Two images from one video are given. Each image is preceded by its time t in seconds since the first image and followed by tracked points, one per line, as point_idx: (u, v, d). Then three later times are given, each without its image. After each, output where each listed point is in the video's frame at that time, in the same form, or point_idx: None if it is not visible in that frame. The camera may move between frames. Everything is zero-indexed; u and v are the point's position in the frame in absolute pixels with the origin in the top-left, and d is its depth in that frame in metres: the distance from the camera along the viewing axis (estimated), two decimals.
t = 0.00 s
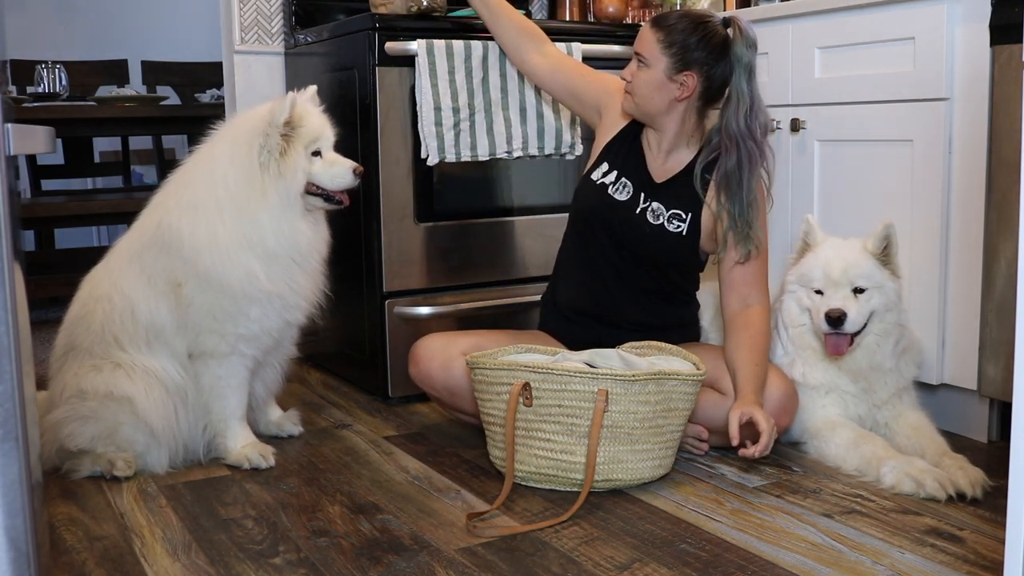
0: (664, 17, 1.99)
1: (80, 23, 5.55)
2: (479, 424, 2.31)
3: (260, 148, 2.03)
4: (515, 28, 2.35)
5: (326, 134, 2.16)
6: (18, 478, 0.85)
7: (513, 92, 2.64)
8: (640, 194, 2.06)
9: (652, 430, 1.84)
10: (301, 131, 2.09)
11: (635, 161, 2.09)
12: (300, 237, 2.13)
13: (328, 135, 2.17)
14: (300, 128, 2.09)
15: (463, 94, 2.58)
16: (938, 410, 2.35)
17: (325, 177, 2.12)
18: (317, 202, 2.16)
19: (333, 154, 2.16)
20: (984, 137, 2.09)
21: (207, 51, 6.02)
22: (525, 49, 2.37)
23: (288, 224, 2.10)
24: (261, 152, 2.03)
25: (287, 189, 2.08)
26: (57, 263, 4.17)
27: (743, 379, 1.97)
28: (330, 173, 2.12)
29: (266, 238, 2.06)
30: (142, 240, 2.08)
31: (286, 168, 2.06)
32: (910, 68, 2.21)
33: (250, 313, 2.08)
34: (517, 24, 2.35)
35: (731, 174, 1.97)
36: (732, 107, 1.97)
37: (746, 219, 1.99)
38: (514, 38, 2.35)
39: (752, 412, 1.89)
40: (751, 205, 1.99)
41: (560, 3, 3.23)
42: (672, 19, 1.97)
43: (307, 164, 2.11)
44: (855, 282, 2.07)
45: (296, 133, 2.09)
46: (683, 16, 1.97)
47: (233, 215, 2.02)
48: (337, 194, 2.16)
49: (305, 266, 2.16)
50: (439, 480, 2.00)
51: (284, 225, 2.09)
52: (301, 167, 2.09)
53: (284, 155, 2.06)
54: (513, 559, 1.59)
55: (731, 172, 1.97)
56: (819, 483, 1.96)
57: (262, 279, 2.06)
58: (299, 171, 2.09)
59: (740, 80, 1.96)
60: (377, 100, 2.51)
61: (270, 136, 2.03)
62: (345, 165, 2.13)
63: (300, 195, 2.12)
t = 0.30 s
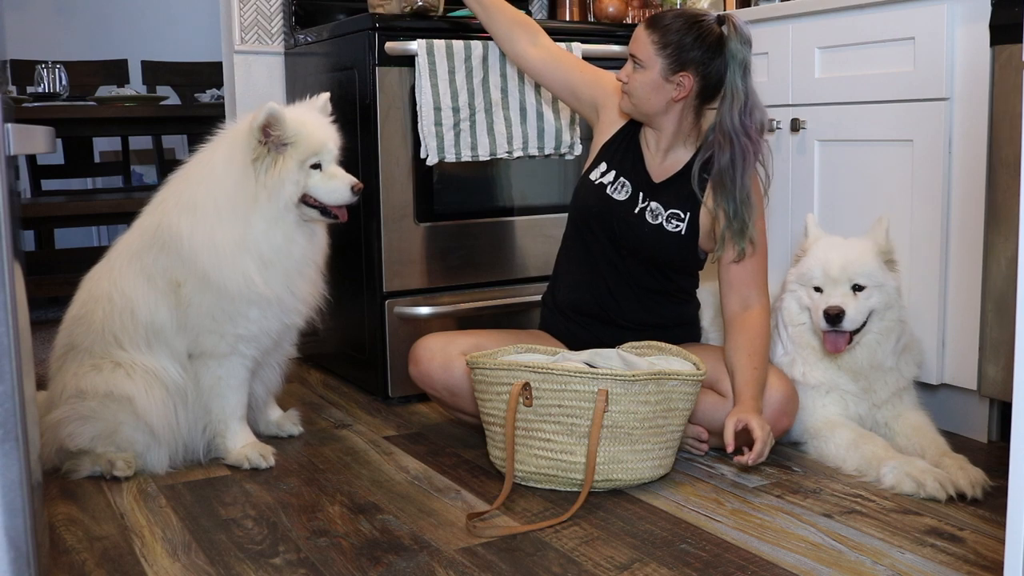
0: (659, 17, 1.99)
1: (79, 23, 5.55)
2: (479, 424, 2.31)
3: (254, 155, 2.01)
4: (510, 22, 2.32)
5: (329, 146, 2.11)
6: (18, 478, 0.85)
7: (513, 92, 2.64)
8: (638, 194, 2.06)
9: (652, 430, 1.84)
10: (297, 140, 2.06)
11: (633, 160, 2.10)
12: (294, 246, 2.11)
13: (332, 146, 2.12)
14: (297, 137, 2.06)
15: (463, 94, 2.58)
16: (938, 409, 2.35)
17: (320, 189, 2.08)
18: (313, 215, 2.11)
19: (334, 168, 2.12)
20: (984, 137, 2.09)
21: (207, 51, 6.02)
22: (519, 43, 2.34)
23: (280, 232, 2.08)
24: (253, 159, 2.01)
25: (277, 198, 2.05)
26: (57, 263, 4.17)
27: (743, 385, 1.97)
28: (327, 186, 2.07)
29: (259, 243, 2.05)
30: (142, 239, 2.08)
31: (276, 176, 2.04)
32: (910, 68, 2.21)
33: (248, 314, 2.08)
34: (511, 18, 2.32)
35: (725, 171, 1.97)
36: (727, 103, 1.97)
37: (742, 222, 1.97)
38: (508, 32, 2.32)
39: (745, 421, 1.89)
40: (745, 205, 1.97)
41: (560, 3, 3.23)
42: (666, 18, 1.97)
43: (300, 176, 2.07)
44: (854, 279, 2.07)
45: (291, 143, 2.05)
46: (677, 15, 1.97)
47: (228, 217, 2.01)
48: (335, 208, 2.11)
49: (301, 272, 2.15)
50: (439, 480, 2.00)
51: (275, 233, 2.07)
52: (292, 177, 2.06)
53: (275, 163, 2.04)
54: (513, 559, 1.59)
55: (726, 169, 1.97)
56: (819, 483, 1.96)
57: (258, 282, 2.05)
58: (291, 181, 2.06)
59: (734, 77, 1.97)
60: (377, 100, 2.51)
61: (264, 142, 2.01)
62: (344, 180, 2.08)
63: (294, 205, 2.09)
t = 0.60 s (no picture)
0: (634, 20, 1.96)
1: (79, 23, 5.55)
2: (479, 424, 2.31)
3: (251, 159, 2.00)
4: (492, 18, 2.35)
5: (327, 153, 2.09)
6: (18, 478, 0.85)
7: (512, 91, 2.63)
8: (628, 189, 2.06)
9: (652, 430, 1.84)
10: (292, 147, 2.04)
11: (621, 156, 2.09)
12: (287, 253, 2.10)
13: (331, 155, 2.10)
14: (292, 144, 2.04)
15: (463, 93, 2.58)
16: (938, 410, 2.35)
17: (316, 198, 2.06)
18: (307, 221, 2.11)
19: (331, 178, 2.10)
20: (984, 137, 2.09)
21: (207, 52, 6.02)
22: (504, 40, 2.36)
23: (272, 239, 2.06)
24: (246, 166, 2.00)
25: (268, 205, 2.03)
26: (57, 263, 4.17)
27: (743, 382, 1.97)
28: (321, 194, 2.06)
29: (253, 248, 2.04)
30: (141, 240, 2.09)
31: (271, 182, 2.02)
32: (910, 68, 2.21)
33: (247, 315, 2.08)
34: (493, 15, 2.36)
35: (709, 159, 1.98)
36: (709, 93, 1.96)
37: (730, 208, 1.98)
38: (493, 29, 2.35)
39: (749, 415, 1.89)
40: (732, 189, 1.99)
41: (560, 3, 3.23)
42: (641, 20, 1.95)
43: (294, 183, 2.06)
44: (851, 276, 2.07)
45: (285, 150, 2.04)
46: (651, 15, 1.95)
47: (224, 219, 2.01)
48: (329, 218, 2.10)
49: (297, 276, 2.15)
50: (439, 480, 2.00)
51: (266, 239, 2.05)
52: (285, 184, 2.04)
53: (270, 168, 2.03)
54: (513, 559, 1.59)
55: (709, 156, 1.98)
56: (819, 483, 1.96)
57: (256, 284, 2.05)
58: (282, 190, 2.04)
59: (715, 66, 1.95)
60: (377, 100, 2.51)
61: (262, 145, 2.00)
62: (337, 190, 2.07)
63: (288, 211, 2.08)
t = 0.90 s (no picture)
0: (632, 43, 1.84)
1: (79, 23, 5.56)
2: (479, 424, 2.31)
3: (254, 164, 1.99)
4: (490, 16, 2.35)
5: (329, 154, 2.12)
6: (18, 478, 0.85)
7: (511, 90, 2.63)
8: (629, 190, 2.06)
9: (652, 430, 1.84)
10: (300, 151, 2.06)
11: (621, 155, 2.08)
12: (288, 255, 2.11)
13: (332, 157, 2.13)
14: (299, 147, 2.06)
15: (463, 93, 2.57)
16: (938, 410, 2.35)
17: (320, 199, 2.09)
18: (310, 222, 2.12)
19: (333, 176, 2.13)
20: (984, 138, 2.09)
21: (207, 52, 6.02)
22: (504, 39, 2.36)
23: (275, 242, 2.07)
24: (254, 168, 2.00)
25: (275, 208, 2.04)
26: (57, 263, 4.17)
27: (744, 378, 1.96)
28: (326, 195, 2.09)
29: (254, 250, 2.04)
30: (140, 240, 2.09)
31: (278, 187, 2.03)
32: (910, 69, 2.21)
33: (246, 316, 2.08)
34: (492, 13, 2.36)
35: (690, 143, 1.99)
36: (699, 85, 1.93)
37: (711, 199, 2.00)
38: (493, 27, 2.35)
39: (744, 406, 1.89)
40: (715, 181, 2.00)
41: (560, 3, 3.23)
42: (640, 42, 1.84)
43: (301, 184, 2.07)
44: (848, 275, 2.07)
45: (293, 153, 2.05)
46: (646, 34, 1.84)
47: (222, 222, 2.01)
48: (332, 217, 2.12)
49: (296, 279, 2.15)
50: (439, 480, 2.00)
51: (268, 241, 2.05)
52: (293, 187, 2.05)
53: (276, 173, 2.03)
54: (513, 559, 1.59)
55: (689, 141, 1.99)
56: (819, 483, 1.96)
57: (254, 286, 2.05)
58: (290, 192, 2.05)
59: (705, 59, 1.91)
60: (377, 100, 2.52)
61: (266, 151, 2.00)
62: (340, 190, 2.10)
63: (293, 214, 2.09)
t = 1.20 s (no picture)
0: (653, 55, 1.82)
1: (79, 23, 5.55)
2: (479, 423, 2.31)
3: (258, 154, 2.02)
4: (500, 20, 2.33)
5: (325, 142, 2.15)
6: (18, 478, 0.85)
7: (512, 92, 2.64)
8: (640, 196, 2.05)
9: (652, 430, 1.84)
10: (300, 140, 2.09)
11: (633, 160, 2.07)
12: (298, 247, 2.12)
13: (328, 143, 2.17)
14: (300, 136, 2.09)
15: (462, 93, 2.58)
16: (938, 410, 2.35)
17: (325, 186, 2.12)
18: (315, 210, 2.16)
19: (332, 160, 2.17)
20: (984, 137, 2.09)
21: (207, 52, 6.02)
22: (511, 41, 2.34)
23: (284, 233, 2.08)
24: (259, 159, 2.02)
25: (285, 197, 2.07)
26: (57, 263, 4.17)
27: (745, 379, 1.97)
28: (330, 181, 2.12)
29: (262, 244, 2.05)
30: (139, 241, 2.09)
31: (288, 175, 2.06)
32: (910, 69, 2.21)
33: (246, 315, 2.08)
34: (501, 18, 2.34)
35: (711, 157, 1.97)
36: (719, 97, 1.92)
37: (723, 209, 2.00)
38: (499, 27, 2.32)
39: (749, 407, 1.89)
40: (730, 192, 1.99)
41: (560, 3, 3.23)
42: (661, 54, 1.82)
43: (307, 172, 2.10)
44: (847, 275, 2.07)
45: (295, 143, 2.08)
46: (667, 44, 1.83)
47: (222, 221, 2.00)
48: (336, 201, 2.16)
49: (303, 272, 2.16)
50: (439, 480, 2.00)
51: (278, 233, 2.07)
52: (300, 176, 2.08)
53: (283, 163, 2.05)
54: (513, 559, 1.59)
55: (710, 155, 1.97)
56: (819, 483, 1.96)
57: (255, 284, 2.05)
58: (298, 180, 2.08)
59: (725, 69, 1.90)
60: (377, 100, 2.51)
61: (268, 141, 2.02)
62: (344, 172, 2.14)
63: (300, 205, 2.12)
